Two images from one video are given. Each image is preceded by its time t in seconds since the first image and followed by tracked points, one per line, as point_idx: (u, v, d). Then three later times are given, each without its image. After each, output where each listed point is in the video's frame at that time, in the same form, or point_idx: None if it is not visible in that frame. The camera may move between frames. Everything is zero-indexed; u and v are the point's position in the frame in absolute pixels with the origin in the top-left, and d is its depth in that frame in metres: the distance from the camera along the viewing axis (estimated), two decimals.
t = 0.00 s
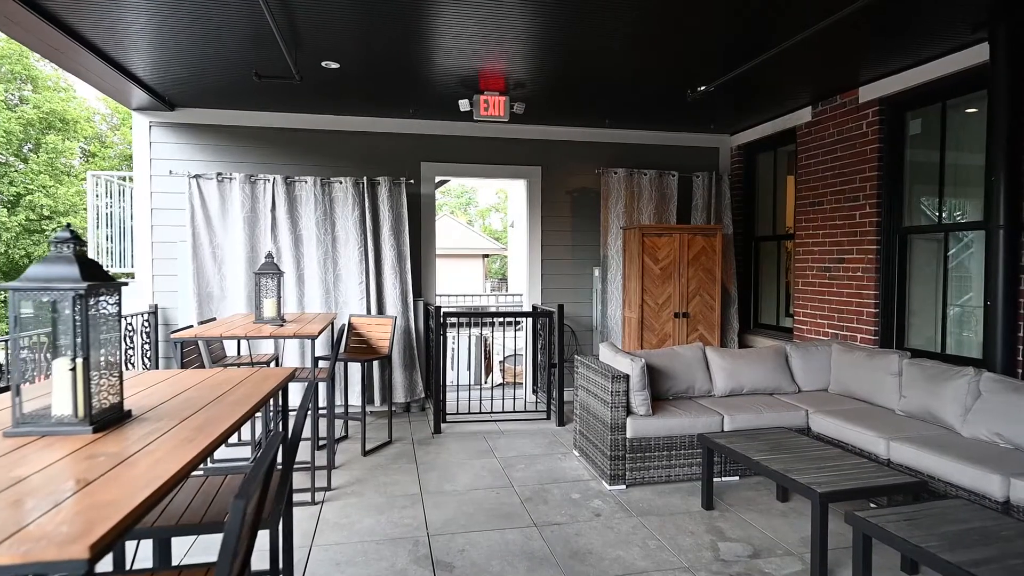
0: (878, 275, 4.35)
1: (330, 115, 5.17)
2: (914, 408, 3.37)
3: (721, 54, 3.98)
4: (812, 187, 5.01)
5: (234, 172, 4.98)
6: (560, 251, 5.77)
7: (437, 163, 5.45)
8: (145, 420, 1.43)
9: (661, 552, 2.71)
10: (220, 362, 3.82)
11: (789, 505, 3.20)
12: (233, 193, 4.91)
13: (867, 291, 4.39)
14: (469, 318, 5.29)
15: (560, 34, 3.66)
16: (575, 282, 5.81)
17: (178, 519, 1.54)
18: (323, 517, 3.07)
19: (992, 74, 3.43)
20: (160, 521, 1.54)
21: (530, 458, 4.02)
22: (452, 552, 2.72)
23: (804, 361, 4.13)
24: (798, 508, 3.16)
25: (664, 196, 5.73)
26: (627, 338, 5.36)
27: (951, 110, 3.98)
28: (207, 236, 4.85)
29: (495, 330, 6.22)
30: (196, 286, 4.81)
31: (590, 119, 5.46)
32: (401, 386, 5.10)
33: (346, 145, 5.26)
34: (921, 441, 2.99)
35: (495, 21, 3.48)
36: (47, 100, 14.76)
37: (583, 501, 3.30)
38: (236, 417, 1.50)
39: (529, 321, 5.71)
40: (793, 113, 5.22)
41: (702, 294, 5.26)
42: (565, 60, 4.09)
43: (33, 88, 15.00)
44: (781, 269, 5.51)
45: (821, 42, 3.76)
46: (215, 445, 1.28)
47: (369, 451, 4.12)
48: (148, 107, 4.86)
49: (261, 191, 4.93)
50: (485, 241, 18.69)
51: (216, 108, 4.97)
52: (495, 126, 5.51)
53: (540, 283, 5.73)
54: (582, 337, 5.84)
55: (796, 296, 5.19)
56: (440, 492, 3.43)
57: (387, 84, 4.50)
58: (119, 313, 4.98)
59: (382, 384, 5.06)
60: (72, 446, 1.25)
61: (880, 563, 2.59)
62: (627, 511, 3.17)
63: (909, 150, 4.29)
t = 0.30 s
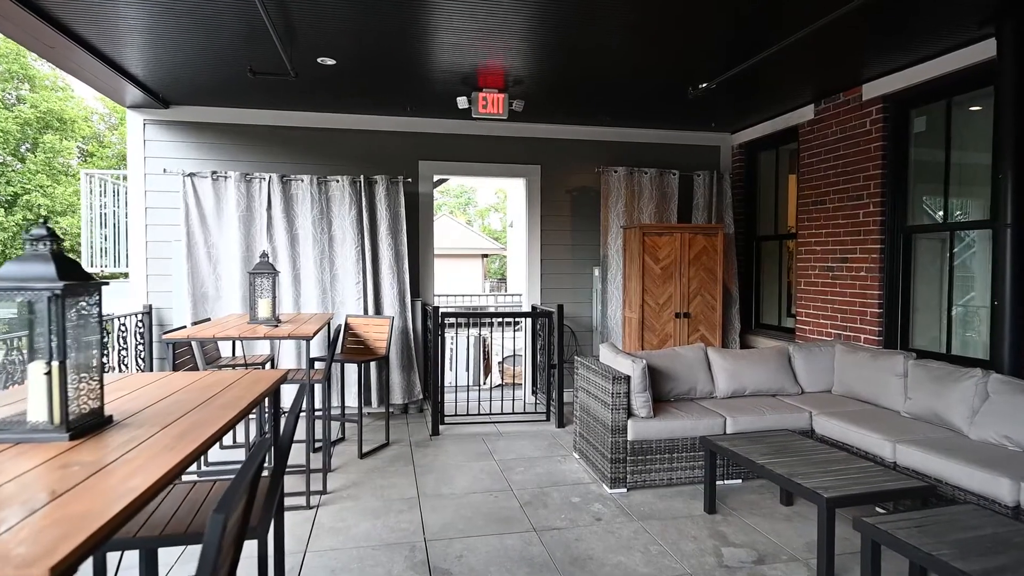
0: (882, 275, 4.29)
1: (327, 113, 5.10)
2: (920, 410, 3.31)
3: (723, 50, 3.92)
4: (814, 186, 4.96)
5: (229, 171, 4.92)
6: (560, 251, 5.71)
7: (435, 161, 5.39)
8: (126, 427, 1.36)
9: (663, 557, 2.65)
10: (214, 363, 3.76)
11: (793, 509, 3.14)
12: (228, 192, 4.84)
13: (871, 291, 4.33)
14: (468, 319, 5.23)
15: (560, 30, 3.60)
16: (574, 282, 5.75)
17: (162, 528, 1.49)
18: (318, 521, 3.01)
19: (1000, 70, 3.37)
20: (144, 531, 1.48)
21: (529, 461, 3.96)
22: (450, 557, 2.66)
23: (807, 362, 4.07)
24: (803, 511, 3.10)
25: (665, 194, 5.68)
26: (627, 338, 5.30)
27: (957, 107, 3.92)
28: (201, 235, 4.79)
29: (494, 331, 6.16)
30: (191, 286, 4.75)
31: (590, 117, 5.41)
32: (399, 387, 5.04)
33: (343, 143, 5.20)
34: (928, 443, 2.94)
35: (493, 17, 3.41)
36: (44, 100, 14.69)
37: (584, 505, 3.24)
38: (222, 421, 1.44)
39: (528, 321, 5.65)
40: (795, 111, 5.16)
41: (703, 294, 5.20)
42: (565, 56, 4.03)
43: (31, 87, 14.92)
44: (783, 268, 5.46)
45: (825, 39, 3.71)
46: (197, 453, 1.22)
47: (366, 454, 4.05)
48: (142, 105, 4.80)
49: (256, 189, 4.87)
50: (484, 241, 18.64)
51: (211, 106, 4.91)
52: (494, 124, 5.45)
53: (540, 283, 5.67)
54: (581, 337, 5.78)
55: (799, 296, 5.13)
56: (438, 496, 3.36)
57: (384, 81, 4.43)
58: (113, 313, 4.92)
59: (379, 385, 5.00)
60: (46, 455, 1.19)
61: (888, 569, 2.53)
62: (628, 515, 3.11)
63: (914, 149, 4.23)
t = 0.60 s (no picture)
0: (885, 275, 4.23)
1: (324, 110, 5.04)
2: (927, 412, 3.25)
3: (724, 47, 3.85)
4: (817, 185, 4.90)
5: (224, 169, 4.85)
6: (559, 250, 5.64)
7: (434, 159, 5.32)
8: (106, 433, 1.31)
9: (665, 563, 2.59)
10: (208, 365, 3.69)
11: (797, 513, 3.08)
12: (223, 190, 4.78)
13: (875, 291, 4.27)
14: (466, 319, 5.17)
15: (559, 26, 3.52)
16: (574, 282, 5.69)
17: (145, 539, 1.42)
18: (313, 526, 2.95)
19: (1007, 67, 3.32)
20: (127, 541, 1.42)
21: (528, 463, 3.90)
22: (447, 563, 2.59)
23: (810, 363, 4.01)
24: (808, 516, 3.05)
25: (666, 193, 5.61)
26: (627, 339, 5.24)
27: (963, 105, 3.86)
28: (196, 234, 4.72)
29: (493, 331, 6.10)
30: (185, 286, 4.68)
31: (591, 115, 5.35)
32: (396, 388, 4.98)
33: (340, 141, 5.14)
34: (935, 446, 2.88)
35: (492, 12, 3.34)
36: (42, 99, 14.61)
37: (584, 509, 3.18)
38: (208, 427, 1.38)
39: (527, 322, 5.58)
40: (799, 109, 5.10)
41: (705, 294, 5.14)
42: (565, 53, 3.96)
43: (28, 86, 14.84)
44: (785, 268, 5.40)
45: (830, 35, 3.64)
46: (178, 461, 1.16)
47: (363, 456, 3.99)
48: (136, 102, 4.73)
49: (252, 188, 4.80)
50: (484, 241, 18.58)
51: (206, 103, 4.84)
52: (493, 122, 5.39)
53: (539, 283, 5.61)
54: (581, 337, 5.72)
55: (801, 296, 5.07)
56: (435, 500, 3.30)
57: (382, 78, 4.37)
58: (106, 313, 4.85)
59: (377, 386, 4.93)
60: (20, 463, 1.13)
61: None
62: (630, 519, 3.05)
63: (918, 147, 4.17)
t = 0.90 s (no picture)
0: (889, 275, 4.17)
1: (320, 108, 4.98)
2: (933, 414, 3.20)
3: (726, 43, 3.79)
4: (819, 185, 4.85)
5: (219, 167, 4.79)
6: (558, 250, 5.58)
7: (432, 158, 5.26)
8: (84, 441, 1.25)
9: (668, 570, 2.53)
10: (201, 367, 3.62)
11: (802, 518, 3.03)
12: (218, 188, 4.71)
13: (878, 291, 4.22)
14: (465, 319, 5.11)
15: (559, 22, 3.46)
16: (574, 282, 5.63)
17: (125, 552, 1.36)
18: (308, 531, 2.89)
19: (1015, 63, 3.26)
20: (106, 554, 1.35)
21: (527, 466, 3.84)
22: (444, 570, 2.53)
23: (813, 365, 3.95)
24: (813, 521, 2.99)
25: (667, 192, 5.56)
26: (627, 339, 5.18)
27: (969, 102, 3.80)
28: (190, 233, 4.65)
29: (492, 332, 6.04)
30: (179, 286, 4.61)
31: (591, 113, 5.29)
32: (394, 390, 4.92)
33: (337, 139, 5.07)
34: (943, 450, 2.82)
35: (490, 7, 3.27)
36: (39, 97, 14.52)
37: (584, 513, 3.12)
38: (192, 433, 1.32)
39: (526, 323, 5.51)
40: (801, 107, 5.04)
41: (706, 294, 5.08)
42: (565, 49, 3.90)
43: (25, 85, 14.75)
44: (787, 268, 5.34)
45: (835, 32, 3.58)
46: (155, 473, 1.09)
47: (359, 459, 3.93)
48: (129, 98, 4.66)
49: (248, 186, 4.74)
50: (483, 241, 18.52)
51: (202, 100, 4.78)
52: (492, 120, 5.33)
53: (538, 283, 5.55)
54: (581, 338, 5.66)
55: (803, 296, 5.02)
56: (433, 504, 3.24)
57: (379, 75, 4.31)
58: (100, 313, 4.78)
59: (374, 387, 4.87)
60: None
61: None
62: (631, 524, 2.99)
63: (923, 145, 4.11)
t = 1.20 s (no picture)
0: (894, 275, 4.11)
1: (318, 106, 4.92)
2: (941, 417, 3.14)
3: (729, 40, 3.73)
4: (822, 185, 4.79)
5: (215, 166, 4.73)
6: (558, 250, 5.52)
7: (430, 157, 5.20)
8: (62, 450, 1.19)
9: None
10: (196, 369, 3.56)
11: (807, 523, 2.96)
12: (214, 188, 4.65)
13: (883, 292, 4.16)
14: (464, 320, 5.05)
15: (559, 18, 3.40)
16: (574, 283, 5.57)
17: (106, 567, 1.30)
18: (303, 537, 2.82)
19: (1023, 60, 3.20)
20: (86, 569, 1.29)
21: (527, 470, 3.77)
22: None
23: (818, 367, 3.89)
24: (818, 526, 2.93)
25: (668, 192, 5.50)
26: (629, 341, 5.12)
27: (975, 100, 3.75)
28: (186, 233, 4.59)
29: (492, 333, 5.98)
30: (174, 287, 4.55)
31: (591, 112, 5.23)
32: (392, 392, 4.85)
33: (334, 138, 5.01)
34: (952, 454, 2.76)
35: (488, 3, 3.21)
36: (37, 97, 14.45)
37: (586, 519, 3.06)
38: (175, 442, 1.26)
39: (525, 324, 5.45)
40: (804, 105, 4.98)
41: (707, 295, 5.02)
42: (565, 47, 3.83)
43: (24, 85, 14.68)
44: (790, 269, 5.29)
45: (839, 28, 3.53)
46: (132, 487, 1.03)
47: (357, 462, 3.87)
48: (124, 97, 4.60)
49: (244, 186, 4.68)
50: (483, 242, 18.46)
51: (197, 98, 4.72)
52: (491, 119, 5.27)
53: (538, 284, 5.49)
54: (581, 340, 5.60)
55: (806, 297, 4.96)
56: (431, 509, 3.18)
57: (377, 73, 4.25)
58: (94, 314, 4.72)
59: (372, 389, 4.81)
60: None
61: None
62: (633, 530, 2.92)
63: (928, 144, 4.05)
